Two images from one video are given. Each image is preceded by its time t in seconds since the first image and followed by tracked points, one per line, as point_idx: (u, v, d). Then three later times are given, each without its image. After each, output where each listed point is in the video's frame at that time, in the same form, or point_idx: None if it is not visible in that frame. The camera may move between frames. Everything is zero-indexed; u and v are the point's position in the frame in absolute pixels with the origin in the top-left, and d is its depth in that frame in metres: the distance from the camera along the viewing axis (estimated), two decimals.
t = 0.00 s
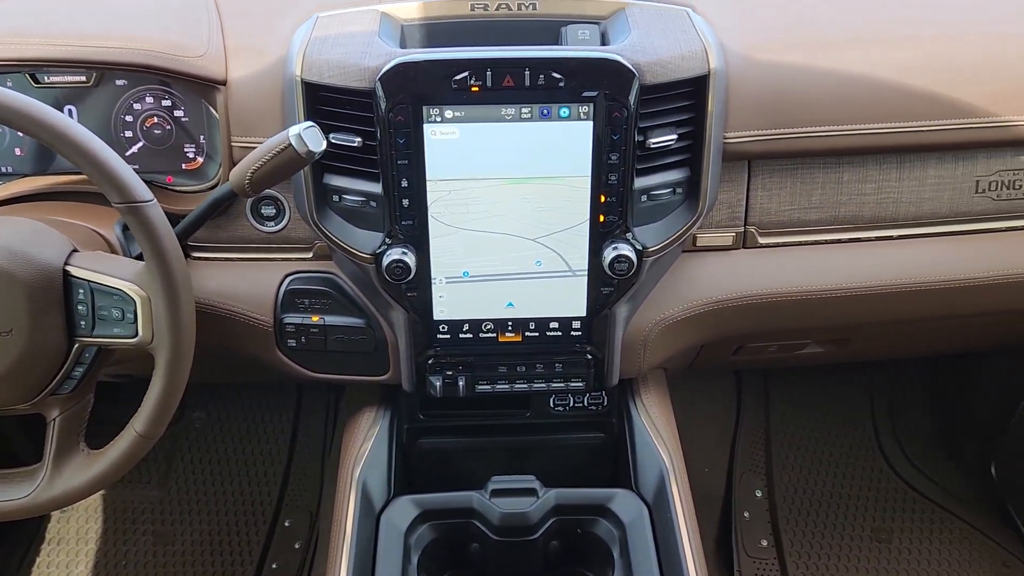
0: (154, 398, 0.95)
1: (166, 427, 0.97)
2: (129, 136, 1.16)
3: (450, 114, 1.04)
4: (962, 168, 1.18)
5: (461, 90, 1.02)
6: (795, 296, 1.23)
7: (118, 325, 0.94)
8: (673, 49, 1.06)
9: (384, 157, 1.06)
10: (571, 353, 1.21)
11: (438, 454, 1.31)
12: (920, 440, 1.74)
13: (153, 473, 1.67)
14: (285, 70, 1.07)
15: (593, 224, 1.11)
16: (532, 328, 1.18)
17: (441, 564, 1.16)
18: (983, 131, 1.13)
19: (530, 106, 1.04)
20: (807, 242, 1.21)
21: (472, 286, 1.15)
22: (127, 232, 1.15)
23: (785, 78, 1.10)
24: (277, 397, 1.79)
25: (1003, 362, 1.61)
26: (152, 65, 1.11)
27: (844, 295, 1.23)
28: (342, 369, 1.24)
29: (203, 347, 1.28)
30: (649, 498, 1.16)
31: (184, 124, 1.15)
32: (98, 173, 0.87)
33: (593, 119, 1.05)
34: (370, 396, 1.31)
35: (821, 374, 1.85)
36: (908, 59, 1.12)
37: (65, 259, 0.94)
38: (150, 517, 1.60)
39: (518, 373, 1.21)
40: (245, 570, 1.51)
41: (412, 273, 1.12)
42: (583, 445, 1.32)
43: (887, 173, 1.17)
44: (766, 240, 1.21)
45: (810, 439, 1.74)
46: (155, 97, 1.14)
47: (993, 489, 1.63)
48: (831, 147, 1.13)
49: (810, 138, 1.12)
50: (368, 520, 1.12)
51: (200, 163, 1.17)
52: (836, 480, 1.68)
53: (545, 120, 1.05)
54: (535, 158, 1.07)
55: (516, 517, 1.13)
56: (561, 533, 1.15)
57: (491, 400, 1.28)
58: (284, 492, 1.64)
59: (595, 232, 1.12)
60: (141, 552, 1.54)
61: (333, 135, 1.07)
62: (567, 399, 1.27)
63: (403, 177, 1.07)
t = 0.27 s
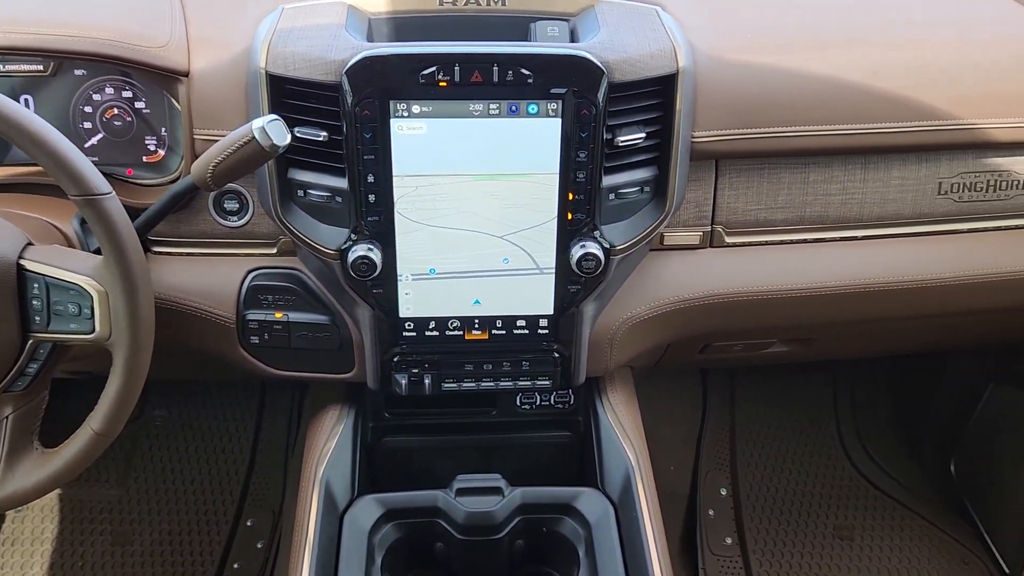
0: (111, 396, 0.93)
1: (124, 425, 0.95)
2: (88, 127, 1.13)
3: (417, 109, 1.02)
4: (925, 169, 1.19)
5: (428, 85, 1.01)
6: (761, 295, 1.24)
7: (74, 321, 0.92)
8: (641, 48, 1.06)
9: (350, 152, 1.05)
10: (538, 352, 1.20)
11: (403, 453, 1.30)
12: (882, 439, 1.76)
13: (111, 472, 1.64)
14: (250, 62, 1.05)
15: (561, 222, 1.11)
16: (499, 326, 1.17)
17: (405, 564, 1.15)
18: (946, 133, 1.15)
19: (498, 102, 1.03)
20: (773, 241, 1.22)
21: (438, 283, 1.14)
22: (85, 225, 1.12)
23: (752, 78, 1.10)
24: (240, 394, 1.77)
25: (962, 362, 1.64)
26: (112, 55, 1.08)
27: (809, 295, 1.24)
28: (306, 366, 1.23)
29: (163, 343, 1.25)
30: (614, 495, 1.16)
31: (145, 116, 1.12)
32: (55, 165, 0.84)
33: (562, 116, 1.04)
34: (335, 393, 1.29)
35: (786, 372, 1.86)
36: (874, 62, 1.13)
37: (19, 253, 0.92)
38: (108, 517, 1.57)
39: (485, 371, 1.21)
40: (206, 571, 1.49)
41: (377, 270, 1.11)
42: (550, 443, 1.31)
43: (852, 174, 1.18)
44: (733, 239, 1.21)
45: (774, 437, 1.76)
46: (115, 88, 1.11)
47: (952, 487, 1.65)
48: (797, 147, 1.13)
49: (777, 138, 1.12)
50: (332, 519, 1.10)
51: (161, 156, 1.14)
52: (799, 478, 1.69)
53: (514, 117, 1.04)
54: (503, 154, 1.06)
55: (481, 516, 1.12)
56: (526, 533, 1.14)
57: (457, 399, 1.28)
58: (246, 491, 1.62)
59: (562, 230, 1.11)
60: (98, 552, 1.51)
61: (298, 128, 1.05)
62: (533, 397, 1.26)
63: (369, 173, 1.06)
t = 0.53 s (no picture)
0: (65, 387, 0.91)
1: (78, 417, 0.93)
2: (44, 112, 1.10)
3: (383, 98, 1.01)
4: (888, 167, 1.20)
5: (394, 75, 1.00)
6: (725, 291, 1.24)
7: (26, 311, 0.89)
8: (610, 41, 1.05)
9: (314, 142, 1.03)
10: (504, 345, 1.19)
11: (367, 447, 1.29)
12: (843, 434, 1.78)
13: (68, 465, 1.60)
14: (211, 47, 1.03)
15: (527, 214, 1.10)
16: (464, 319, 1.16)
17: (367, 558, 1.14)
18: (910, 131, 1.16)
19: (465, 93, 1.02)
20: (738, 237, 1.22)
21: (403, 275, 1.12)
22: (40, 212, 1.09)
23: (720, 74, 1.11)
24: (201, 386, 1.74)
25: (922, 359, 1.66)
26: (68, 37, 1.05)
27: (773, 290, 1.25)
28: (268, 359, 1.21)
29: (121, 334, 1.23)
30: (578, 489, 1.15)
31: (104, 101, 1.10)
32: (7, 149, 0.82)
33: (529, 108, 1.03)
34: (297, 386, 1.27)
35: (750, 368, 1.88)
36: (839, 59, 1.14)
37: None
38: (63, 511, 1.53)
39: (450, 365, 1.20)
40: (164, 565, 1.46)
41: (341, 261, 1.10)
42: (515, 436, 1.29)
43: (817, 170, 1.19)
44: (698, 234, 1.21)
45: (737, 432, 1.77)
46: (72, 73, 1.08)
47: (911, 481, 1.68)
48: (763, 143, 1.14)
49: (744, 134, 1.13)
50: (293, 514, 1.09)
51: (120, 143, 1.12)
52: (762, 473, 1.71)
53: (480, 108, 1.03)
54: (470, 146, 1.05)
55: (445, 510, 1.11)
56: (490, 527, 1.14)
57: (421, 392, 1.26)
58: (207, 484, 1.59)
59: (529, 223, 1.11)
60: (52, 547, 1.47)
61: (261, 116, 1.04)
62: (499, 391, 1.25)
63: (333, 163, 1.04)
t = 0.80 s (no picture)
0: (14, 371, 0.88)
1: (28, 401, 0.90)
2: None
3: (346, 81, 0.99)
4: (852, 160, 1.21)
5: (358, 57, 0.98)
6: (690, 281, 1.24)
7: None
8: (577, 27, 1.04)
9: (275, 124, 1.01)
10: (467, 333, 1.18)
11: (328, 435, 1.27)
12: (804, 425, 1.80)
13: (21, 453, 1.57)
14: (170, 25, 1.00)
15: (492, 202, 1.09)
16: (428, 307, 1.15)
17: (326, 548, 1.12)
18: (873, 125, 1.16)
19: (430, 77, 1.00)
20: (703, 227, 1.23)
21: (366, 261, 1.11)
22: None
23: (687, 64, 1.10)
24: (159, 373, 1.71)
25: (882, 351, 1.68)
26: (20, 10, 1.02)
27: (737, 282, 1.25)
28: (227, 345, 1.19)
29: (75, 318, 1.20)
30: (540, 479, 1.15)
31: (58, 79, 1.06)
32: None
33: (495, 94, 1.02)
34: (257, 374, 1.25)
35: (714, 358, 1.88)
36: (805, 52, 1.14)
37: None
38: (16, 500, 1.50)
39: (412, 353, 1.19)
40: (120, 555, 1.43)
41: (302, 246, 1.08)
42: (478, 425, 1.29)
43: (781, 162, 1.19)
44: (664, 224, 1.21)
45: (700, 422, 1.78)
46: (24, 49, 1.05)
47: (869, 471, 1.70)
48: (729, 134, 1.14)
49: (710, 124, 1.13)
50: (250, 503, 1.07)
51: (75, 122, 1.09)
52: (724, 463, 1.72)
53: (446, 93, 1.01)
54: (435, 131, 1.04)
55: (406, 500, 1.10)
56: (451, 516, 1.13)
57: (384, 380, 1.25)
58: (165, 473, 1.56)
59: (494, 210, 1.10)
60: (4, 536, 1.44)
61: (221, 97, 1.01)
62: (461, 380, 1.24)
63: (294, 146, 1.02)
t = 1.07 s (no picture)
0: None
1: None
2: None
3: (309, 56, 0.97)
4: (817, 148, 1.21)
5: (322, 32, 0.96)
6: (655, 267, 1.24)
7: None
8: (545, 8, 1.02)
9: (235, 99, 0.99)
10: (430, 316, 1.17)
11: (288, 417, 1.25)
12: (765, 412, 1.82)
13: None
14: None
15: (458, 183, 1.08)
16: (391, 288, 1.14)
17: (284, 531, 1.11)
18: (838, 113, 1.17)
19: (395, 54, 0.99)
20: (669, 213, 1.22)
21: (328, 241, 1.09)
22: None
23: (655, 48, 1.10)
24: (117, 353, 1.67)
25: (843, 339, 1.70)
26: None
27: (702, 268, 1.26)
28: (185, 324, 1.17)
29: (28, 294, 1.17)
30: (502, 462, 1.14)
31: (8, 48, 1.03)
32: None
33: (461, 73, 1.00)
34: (216, 354, 1.23)
35: (678, 344, 1.89)
36: (773, 38, 1.14)
37: None
38: None
39: (374, 335, 1.17)
40: (74, 536, 1.41)
41: (262, 225, 1.06)
42: (441, 407, 1.27)
43: (748, 149, 1.20)
44: (630, 209, 1.21)
45: (664, 408, 1.79)
46: None
47: (828, 458, 1.72)
48: (695, 119, 1.13)
49: (678, 109, 1.12)
50: (207, 486, 1.06)
51: (27, 93, 1.06)
52: (686, 448, 1.73)
53: (411, 71, 1.00)
54: (400, 110, 1.02)
55: (366, 483, 1.09)
56: (412, 499, 1.12)
57: (346, 362, 1.23)
58: (122, 454, 1.54)
59: (458, 191, 1.08)
60: None
61: (179, 70, 0.99)
62: (425, 362, 1.23)
63: (255, 122, 1.00)
